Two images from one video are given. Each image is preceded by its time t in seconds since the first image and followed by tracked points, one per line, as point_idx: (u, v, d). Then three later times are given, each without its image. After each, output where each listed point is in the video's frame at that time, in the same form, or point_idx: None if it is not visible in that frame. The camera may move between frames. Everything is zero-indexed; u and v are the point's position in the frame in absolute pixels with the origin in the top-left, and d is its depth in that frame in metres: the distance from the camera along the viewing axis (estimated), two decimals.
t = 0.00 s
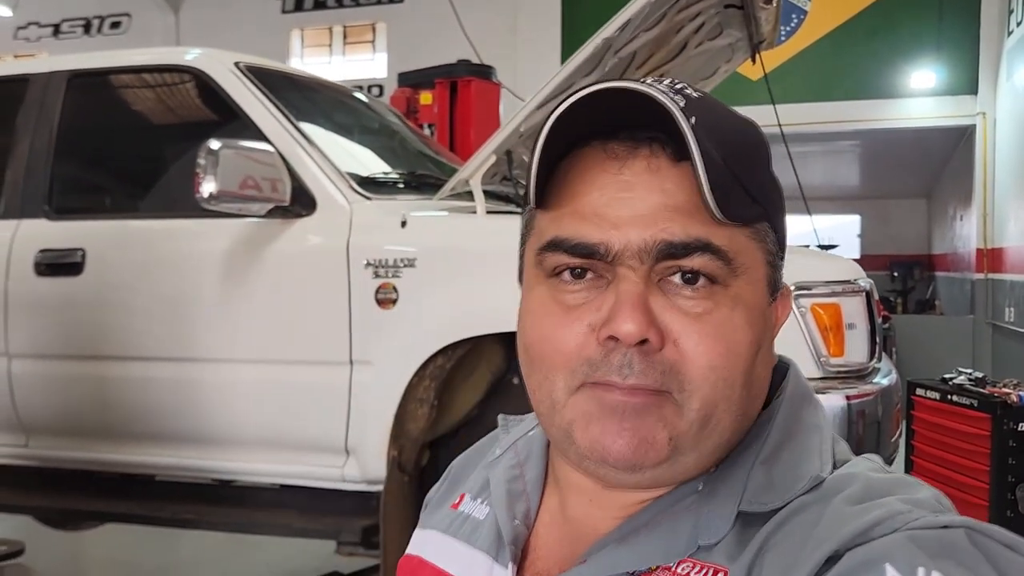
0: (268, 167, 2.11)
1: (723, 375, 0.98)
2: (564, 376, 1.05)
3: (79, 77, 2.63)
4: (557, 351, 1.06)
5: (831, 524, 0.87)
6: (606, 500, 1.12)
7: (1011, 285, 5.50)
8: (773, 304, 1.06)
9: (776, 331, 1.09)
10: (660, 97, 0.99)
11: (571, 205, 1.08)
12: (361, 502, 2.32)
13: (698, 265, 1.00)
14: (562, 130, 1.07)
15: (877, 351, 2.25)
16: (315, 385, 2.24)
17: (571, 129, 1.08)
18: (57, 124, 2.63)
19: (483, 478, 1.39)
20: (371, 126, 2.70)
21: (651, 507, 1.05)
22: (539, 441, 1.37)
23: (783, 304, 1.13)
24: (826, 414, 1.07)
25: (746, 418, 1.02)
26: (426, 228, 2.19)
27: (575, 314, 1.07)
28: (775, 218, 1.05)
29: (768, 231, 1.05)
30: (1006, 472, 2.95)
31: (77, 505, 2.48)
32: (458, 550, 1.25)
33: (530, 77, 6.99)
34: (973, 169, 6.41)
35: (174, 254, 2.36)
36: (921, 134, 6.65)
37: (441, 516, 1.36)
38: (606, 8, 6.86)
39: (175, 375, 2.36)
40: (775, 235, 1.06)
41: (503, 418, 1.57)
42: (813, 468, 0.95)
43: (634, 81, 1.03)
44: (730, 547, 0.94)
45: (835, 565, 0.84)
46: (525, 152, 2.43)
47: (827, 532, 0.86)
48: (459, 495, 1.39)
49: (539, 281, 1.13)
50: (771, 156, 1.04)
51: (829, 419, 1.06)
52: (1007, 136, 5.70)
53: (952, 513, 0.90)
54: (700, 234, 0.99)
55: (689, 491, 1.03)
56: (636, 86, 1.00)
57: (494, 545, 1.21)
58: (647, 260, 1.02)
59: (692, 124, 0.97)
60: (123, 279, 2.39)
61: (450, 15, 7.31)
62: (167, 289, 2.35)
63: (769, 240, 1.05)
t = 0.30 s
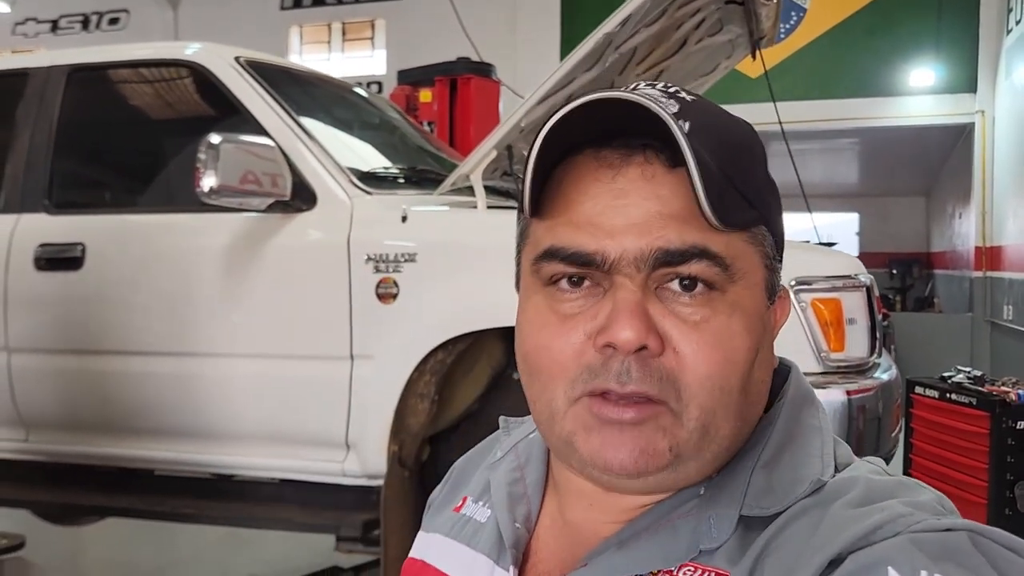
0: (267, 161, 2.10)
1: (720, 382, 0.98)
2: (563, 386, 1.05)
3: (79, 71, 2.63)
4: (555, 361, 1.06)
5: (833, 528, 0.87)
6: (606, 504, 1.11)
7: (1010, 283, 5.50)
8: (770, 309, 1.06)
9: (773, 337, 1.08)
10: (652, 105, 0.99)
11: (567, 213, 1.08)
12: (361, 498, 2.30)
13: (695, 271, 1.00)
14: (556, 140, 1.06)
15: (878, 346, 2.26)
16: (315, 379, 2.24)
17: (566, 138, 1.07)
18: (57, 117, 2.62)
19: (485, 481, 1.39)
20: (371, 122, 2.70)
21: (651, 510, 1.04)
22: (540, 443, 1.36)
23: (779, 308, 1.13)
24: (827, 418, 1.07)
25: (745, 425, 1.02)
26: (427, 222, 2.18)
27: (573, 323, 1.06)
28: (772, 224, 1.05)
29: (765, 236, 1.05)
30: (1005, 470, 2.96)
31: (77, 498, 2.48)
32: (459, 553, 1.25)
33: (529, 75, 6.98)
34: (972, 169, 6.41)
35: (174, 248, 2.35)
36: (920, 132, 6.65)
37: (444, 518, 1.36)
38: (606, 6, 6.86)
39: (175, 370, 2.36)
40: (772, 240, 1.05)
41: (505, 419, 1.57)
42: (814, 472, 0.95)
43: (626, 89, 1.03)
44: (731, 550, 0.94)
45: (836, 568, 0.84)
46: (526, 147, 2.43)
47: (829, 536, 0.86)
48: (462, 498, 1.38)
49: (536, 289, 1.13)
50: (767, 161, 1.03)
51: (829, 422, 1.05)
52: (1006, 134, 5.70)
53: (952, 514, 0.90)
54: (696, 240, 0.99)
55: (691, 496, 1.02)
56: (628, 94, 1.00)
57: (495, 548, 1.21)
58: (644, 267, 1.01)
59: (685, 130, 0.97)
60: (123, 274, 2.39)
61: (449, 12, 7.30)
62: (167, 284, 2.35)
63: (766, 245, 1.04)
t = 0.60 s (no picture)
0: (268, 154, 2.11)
1: (735, 367, 0.97)
2: (575, 367, 1.06)
3: (78, 64, 2.61)
4: (569, 344, 1.06)
5: (843, 526, 0.86)
6: (616, 497, 1.12)
7: (1007, 282, 5.51)
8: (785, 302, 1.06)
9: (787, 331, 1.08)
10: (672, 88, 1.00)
11: (583, 197, 1.08)
12: (361, 492, 2.31)
13: (711, 257, 1.00)
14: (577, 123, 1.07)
15: (879, 340, 2.26)
16: (316, 372, 2.24)
17: (586, 123, 1.08)
18: (57, 110, 2.61)
19: (493, 479, 1.38)
20: (371, 116, 2.69)
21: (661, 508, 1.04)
22: (550, 441, 1.36)
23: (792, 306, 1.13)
24: (837, 415, 1.06)
25: (759, 415, 1.01)
26: (428, 216, 2.18)
27: (586, 306, 1.06)
28: (788, 218, 1.05)
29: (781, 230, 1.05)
30: (1003, 469, 2.96)
31: (77, 492, 2.47)
32: (467, 549, 1.25)
33: (527, 73, 6.98)
34: (969, 169, 6.42)
35: (174, 242, 2.35)
36: (918, 131, 6.66)
37: (449, 515, 1.36)
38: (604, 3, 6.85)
39: (176, 363, 2.36)
40: (787, 234, 1.06)
41: (511, 417, 1.56)
42: (825, 468, 0.94)
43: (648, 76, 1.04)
44: (742, 547, 0.94)
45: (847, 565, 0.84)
46: (527, 143, 2.43)
47: (839, 533, 0.86)
48: (469, 495, 1.38)
49: (549, 274, 1.13)
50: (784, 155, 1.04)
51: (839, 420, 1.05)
52: (1003, 133, 5.70)
53: (963, 513, 0.90)
54: (713, 223, 0.99)
55: (700, 492, 1.03)
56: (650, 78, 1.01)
57: (504, 545, 1.21)
58: (660, 251, 1.02)
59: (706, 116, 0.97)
60: (123, 268, 2.38)
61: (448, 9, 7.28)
62: (168, 278, 2.34)
63: (781, 237, 1.04)
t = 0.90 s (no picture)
0: (266, 150, 2.11)
1: (729, 376, 0.97)
2: (569, 378, 1.05)
3: (73, 57, 2.61)
4: (562, 354, 1.06)
5: (843, 523, 0.86)
6: (615, 496, 1.11)
7: (1002, 281, 5.52)
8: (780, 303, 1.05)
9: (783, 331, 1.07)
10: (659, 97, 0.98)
11: (573, 205, 1.07)
12: (354, 486, 2.28)
13: (703, 264, 0.99)
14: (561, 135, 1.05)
15: (875, 334, 2.26)
16: (312, 366, 2.23)
17: (574, 131, 1.06)
18: (51, 103, 2.61)
19: (489, 475, 1.38)
20: (367, 111, 2.68)
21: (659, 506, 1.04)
22: (546, 437, 1.35)
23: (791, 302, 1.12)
24: (835, 411, 1.06)
25: (755, 421, 1.00)
26: (424, 209, 2.17)
27: (579, 316, 1.06)
28: (782, 219, 1.03)
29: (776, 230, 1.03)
30: (997, 467, 2.97)
31: (73, 486, 2.47)
32: (464, 545, 1.24)
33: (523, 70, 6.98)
34: (965, 168, 6.44)
35: (169, 235, 2.34)
36: (913, 129, 6.67)
37: (445, 511, 1.35)
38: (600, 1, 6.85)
39: (170, 358, 2.35)
40: (781, 234, 1.04)
41: (508, 413, 1.55)
42: (826, 465, 0.94)
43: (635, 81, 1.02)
44: (743, 545, 0.94)
45: (847, 561, 0.83)
46: (523, 136, 2.43)
47: (839, 531, 0.85)
48: (464, 491, 1.37)
49: (542, 282, 1.12)
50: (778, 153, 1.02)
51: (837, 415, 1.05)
52: (998, 132, 5.71)
53: (962, 509, 0.89)
54: (704, 231, 0.98)
55: (701, 491, 1.01)
56: (635, 88, 0.99)
57: (501, 542, 1.20)
58: (652, 260, 1.00)
59: (693, 123, 0.96)
60: (118, 261, 2.37)
61: (443, 6, 7.27)
62: (162, 271, 2.34)
63: (776, 238, 1.03)
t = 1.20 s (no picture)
0: (258, 146, 2.10)
1: (703, 381, 0.97)
2: (547, 381, 1.06)
3: (64, 51, 2.60)
4: (541, 358, 1.07)
5: (835, 520, 0.86)
6: (605, 502, 1.10)
7: (994, 278, 5.54)
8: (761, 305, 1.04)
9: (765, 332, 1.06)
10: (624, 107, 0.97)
11: (548, 212, 1.07)
12: (349, 482, 2.28)
13: (677, 270, 0.98)
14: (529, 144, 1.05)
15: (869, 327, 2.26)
16: (305, 361, 2.22)
17: (545, 138, 1.06)
18: (42, 97, 2.59)
19: (484, 474, 1.38)
20: (360, 106, 2.68)
21: (650, 506, 1.03)
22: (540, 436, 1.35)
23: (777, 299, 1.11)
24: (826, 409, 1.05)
25: (734, 422, 1.01)
26: (417, 203, 2.17)
27: (556, 321, 1.07)
28: (763, 220, 1.02)
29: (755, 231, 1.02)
30: (990, 464, 2.98)
31: (65, 482, 2.46)
32: (459, 544, 1.25)
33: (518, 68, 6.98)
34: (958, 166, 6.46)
35: (161, 230, 2.33)
36: (907, 127, 6.68)
37: (441, 510, 1.36)
38: None
39: (163, 353, 2.34)
40: (762, 235, 1.03)
41: (503, 411, 1.56)
42: (817, 464, 0.93)
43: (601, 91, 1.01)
44: (734, 544, 0.93)
45: (839, 559, 0.83)
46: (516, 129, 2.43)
47: (831, 529, 0.85)
48: (460, 490, 1.38)
49: (523, 286, 1.13)
50: (760, 153, 1.00)
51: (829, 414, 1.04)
52: (991, 129, 5.72)
53: (954, 507, 0.89)
54: (676, 237, 0.97)
55: (692, 488, 1.02)
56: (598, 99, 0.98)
57: (495, 540, 1.20)
58: (625, 266, 1.00)
59: (660, 129, 0.95)
60: (109, 257, 2.36)
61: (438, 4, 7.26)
62: (154, 266, 2.33)
63: (756, 239, 1.02)
